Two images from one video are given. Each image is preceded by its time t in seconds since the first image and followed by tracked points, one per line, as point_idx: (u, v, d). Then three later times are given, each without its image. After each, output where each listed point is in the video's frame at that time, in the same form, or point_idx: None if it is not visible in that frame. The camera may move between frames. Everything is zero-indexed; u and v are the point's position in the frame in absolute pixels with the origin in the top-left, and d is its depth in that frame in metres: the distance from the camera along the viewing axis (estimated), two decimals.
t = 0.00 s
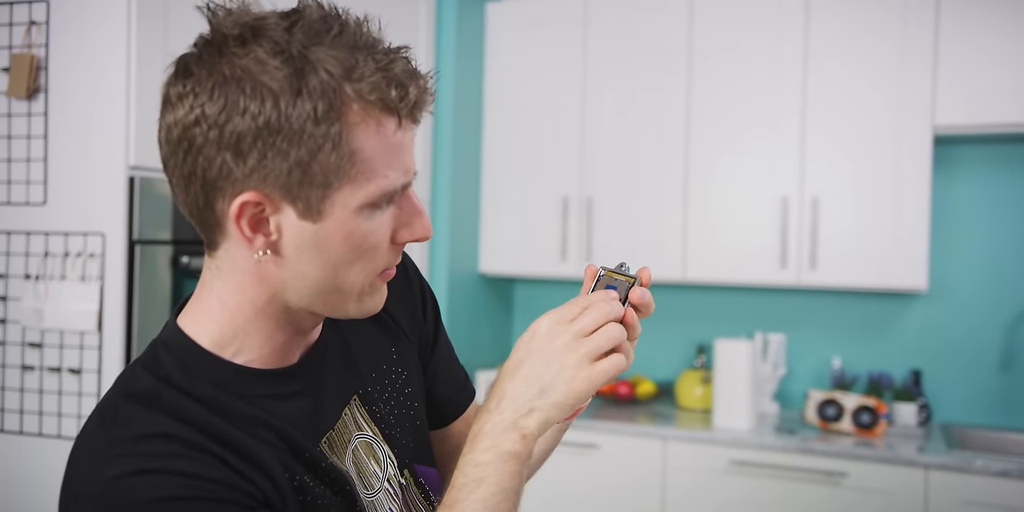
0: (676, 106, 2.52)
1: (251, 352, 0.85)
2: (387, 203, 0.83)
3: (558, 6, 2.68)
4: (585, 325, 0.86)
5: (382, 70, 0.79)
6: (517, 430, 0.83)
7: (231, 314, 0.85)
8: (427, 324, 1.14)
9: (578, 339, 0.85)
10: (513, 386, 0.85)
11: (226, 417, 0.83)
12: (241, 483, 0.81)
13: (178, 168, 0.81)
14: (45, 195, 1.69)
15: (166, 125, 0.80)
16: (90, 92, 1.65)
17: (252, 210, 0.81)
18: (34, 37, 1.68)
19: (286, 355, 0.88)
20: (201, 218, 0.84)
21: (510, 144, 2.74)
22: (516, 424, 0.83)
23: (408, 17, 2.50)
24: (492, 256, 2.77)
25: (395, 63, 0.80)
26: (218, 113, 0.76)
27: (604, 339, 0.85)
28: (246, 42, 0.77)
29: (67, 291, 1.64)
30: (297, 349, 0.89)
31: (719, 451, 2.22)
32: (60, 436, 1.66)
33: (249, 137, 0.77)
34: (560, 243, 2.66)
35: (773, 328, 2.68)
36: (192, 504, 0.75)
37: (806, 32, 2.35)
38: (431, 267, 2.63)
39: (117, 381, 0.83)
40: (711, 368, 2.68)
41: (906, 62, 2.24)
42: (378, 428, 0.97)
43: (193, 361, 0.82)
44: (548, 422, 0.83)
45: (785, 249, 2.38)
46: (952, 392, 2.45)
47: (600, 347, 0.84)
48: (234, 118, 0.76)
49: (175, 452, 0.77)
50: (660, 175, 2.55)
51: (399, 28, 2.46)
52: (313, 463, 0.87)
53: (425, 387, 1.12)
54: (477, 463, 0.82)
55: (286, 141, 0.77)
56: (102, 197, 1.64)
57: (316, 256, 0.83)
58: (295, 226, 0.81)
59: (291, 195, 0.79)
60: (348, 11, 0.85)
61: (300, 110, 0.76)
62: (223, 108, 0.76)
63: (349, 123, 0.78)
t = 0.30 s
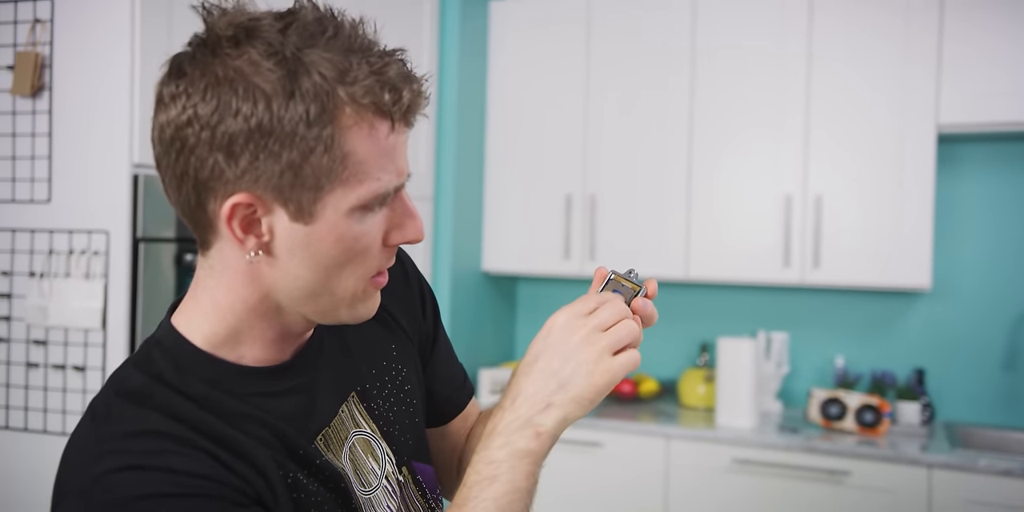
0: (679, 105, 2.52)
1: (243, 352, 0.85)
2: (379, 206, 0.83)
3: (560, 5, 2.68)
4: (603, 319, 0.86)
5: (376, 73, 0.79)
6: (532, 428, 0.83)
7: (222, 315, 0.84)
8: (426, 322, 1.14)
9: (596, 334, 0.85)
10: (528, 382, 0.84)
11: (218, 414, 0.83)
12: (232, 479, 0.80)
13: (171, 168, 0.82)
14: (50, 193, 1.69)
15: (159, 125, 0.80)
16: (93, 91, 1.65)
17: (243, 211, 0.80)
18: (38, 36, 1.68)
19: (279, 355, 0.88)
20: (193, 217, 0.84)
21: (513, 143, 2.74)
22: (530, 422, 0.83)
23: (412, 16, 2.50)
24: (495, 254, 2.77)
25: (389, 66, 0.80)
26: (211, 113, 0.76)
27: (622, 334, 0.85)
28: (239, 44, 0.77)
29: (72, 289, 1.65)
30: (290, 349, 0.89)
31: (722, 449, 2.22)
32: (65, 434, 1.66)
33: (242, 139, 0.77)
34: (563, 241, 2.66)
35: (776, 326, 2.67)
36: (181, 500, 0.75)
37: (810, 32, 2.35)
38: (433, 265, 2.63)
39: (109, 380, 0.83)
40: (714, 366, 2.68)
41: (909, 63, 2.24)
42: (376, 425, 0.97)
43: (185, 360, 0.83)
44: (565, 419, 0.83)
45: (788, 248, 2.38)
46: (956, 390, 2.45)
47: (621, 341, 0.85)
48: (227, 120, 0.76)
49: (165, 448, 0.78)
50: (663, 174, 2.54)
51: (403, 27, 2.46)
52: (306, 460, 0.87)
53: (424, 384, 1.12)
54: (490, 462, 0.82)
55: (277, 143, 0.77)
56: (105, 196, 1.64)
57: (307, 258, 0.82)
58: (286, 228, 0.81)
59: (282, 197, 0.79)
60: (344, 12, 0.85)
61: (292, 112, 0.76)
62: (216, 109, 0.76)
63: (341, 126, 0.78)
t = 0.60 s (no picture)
0: (681, 105, 2.52)
1: (245, 352, 0.86)
2: (373, 206, 0.83)
3: (563, 6, 2.68)
4: (597, 330, 0.83)
5: (365, 72, 0.79)
6: (510, 422, 0.81)
7: (217, 319, 0.85)
8: (427, 324, 1.14)
9: (585, 344, 0.83)
10: (512, 378, 0.83)
11: (217, 417, 0.83)
12: (229, 482, 0.80)
13: (164, 176, 0.82)
14: (54, 195, 1.69)
15: (151, 133, 0.81)
16: (97, 94, 1.66)
17: (237, 215, 0.81)
18: (42, 38, 1.69)
19: (278, 358, 0.89)
20: (188, 223, 0.85)
21: (515, 144, 2.74)
22: (510, 416, 0.81)
23: (415, 17, 2.50)
24: (497, 255, 2.77)
25: (378, 65, 0.80)
26: (201, 119, 0.77)
27: (613, 350, 0.82)
28: (227, 48, 0.77)
29: (75, 290, 1.67)
30: (290, 350, 0.90)
31: (725, 450, 2.21)
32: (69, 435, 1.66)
33: (233, 143, 0.77)
34: (566, 242, 2.67)
35: (779, 327, 2.67)
36: (179, 502, 0.75)
37: (813, 32, 2.35)
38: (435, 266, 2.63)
39: (110, 383, 0.84)
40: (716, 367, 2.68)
41: (911, 64, 2.24)
42: (377, 427, 0.98)
43: (184, 362, 0.83)
44: (545, 418, 0.81)
45: (791, 249, 2.38)
46: (958, 390, 2.45)
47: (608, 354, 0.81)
48: (217, 125, 0.77)
49: (162, 451, 0.77)
50: (666, 174, 2.54)
51: (407, 28, 2.46)
52: (306, 462, 0.88)
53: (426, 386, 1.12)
54: (470, 455, 0.81)
55: (268, 147, 0.77)
56: (105, 200, 1.67)
57: (304, 260, 0.83)
58: (281, 231, 0.82)
59: (276, 200, 0.80)
60: (332, 12, 0.85)
61: (281, 115, 0.76)
62: (206, 114, 0.77)
63: (331, 127, 0.78)
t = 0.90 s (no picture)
0: (679, 105, 2.52)
1: (236, 354, 0.86)
2: (362, 207, 0.83)
3: (561, 6, 2.69)
4: (598, 338, 0.79)
5: (350, 74, 0.79)
6: (503, 412, 0.81)
7: (206, 321, 0.85)
8: (421, 323, 1.14)
9: (581, 351, 0.79)
10: (508, 369, 0.82)
11: (212, 417, 0.83)
12: (223, 479, 0.80)
13: (152, 178, 0.83)
14: (52, 194, 1.70)
15: (138, 136, 0.81)
16: (95, 92, 1.66)
17: (223, 218, 0.81)
18: (41, 37, 1.69)
19: (268, 360, 0.89)
20: (177, 225, 0.85)
21: (514, 143, 2.75)
22: (502, 406, 0.81)
23: (414, 17, 2.51)
24: (495, 255, 2.77)
25: (364, 66, 0.80)
26: (186, 122, 0.77)
27: (609, 361, 0.78)
28: (212, 51, 0.77)
29: (73, 289, 1.67)
30: (282, 352, 0.90)
31: (723, 449, 2.22)
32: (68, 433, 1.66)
33: (217, 146, 0.77)
34: (564, 242, 2.67)
35: (776, 326, 2.68)
36: (174, 501, 0.75)
37: (811, 32, 2.35)
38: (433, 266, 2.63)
39: (104, 384, 0.84)
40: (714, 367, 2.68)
41: (909, 64, 2.24)
42: (371, 426, 0.98)
43: (178, 362, 0.83)
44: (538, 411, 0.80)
45: (789, 249, 2.38)
46: (956, 390, 2.45)
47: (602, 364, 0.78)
48: (202, 127, 0.77)
49: (157, 450, 0.77)
50: (664, 174, 2.55)
51: (405, 27, 2.46)
52: (300, 461, 0.88)
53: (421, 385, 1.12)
54: (463, 441, 0.81)
55: (253, 149, 0.77)
56: (103, 199, 1.66)
57: (291, 262, 0.83)
58: (268, 233, 0.82)
59: (262, 202, 0.80)
60: (320, 13, 0.85)
61: (266, 118, 0.76)
62: (191, 117, 0.77)
63: (316, 129, 0.78)
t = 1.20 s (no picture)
0: (679, 105, 2.52)
1: (234, 354, 0.86)
2: (357, 206, 0.83)
3: (560, 7, 2.69)
4: (611, 343, 0.79)
5: (344, 74, 0.79)
6: (515, 413, 0.81)
7: (204, 321, 0.85)
8: (421, 324, 1.14)
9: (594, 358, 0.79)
10: (521, 370, 0.82)
11: (212, 416, 0.83)
12: (222, 477, 0.80)
13: (148, 179, 0.83)
14: (52, 195, 1.70)
15: (134, 137, 0.82)
16: (94, 94, 1.66)
17: (219, 218, 0.81)
18: (40, 38, 1.69)
19: (267, 360, 0.89)
20: (174, 225, 0.86)
21: (513, 144, 2.75)
22: (514, 407, 0.81)
23: (414, 18, 2.51)
24: (495, 256, 2.77)
25: (357, 66, 0.80)
26: (180, 122, 0.78)
27: (622, 368, 0.79)
28: (206, 52, 0.78)
29: (73, 290, 1.67)
30: (282, 353, 0.90)
31: (722, 449, 2.22)
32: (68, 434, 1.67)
33: (211, 146, 0.78)
34: (564, 242, 2.67)
35: (775, 326, 2.68)
36: (174, 499, 0.75)
37: (810, 33, 2.35)
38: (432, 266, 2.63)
39: (104, 384, 0.84)
40: (714, 367, 2.68)
41: (908, 64, 2.24)
42: (370, 427, 0.98)
43: (177, 362, 0.84)
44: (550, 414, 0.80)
45: (788, 249, 2.38)
46: (956, 390, 2.45)
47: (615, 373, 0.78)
48: (196, 128, 0.77)
49: (156, 449, 0.78)
50: (664, 174, 2.55)
51: (405, 28, 2.46)
52: (299, 460, 0.88)
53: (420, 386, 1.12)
54: (474, 441, 0.81)
55: (246, 149, 0.77)
56: (104, 200, 1.66)
57: (287, 262, 0.83)
58: (263, 233, 0.82)
59: (256, 202, 0.80)
60: (315, 14, 0.85)
61: (258, 117, 0.76)
62: (184, 117, 0.77)
63: (310, 128, 0.78)
